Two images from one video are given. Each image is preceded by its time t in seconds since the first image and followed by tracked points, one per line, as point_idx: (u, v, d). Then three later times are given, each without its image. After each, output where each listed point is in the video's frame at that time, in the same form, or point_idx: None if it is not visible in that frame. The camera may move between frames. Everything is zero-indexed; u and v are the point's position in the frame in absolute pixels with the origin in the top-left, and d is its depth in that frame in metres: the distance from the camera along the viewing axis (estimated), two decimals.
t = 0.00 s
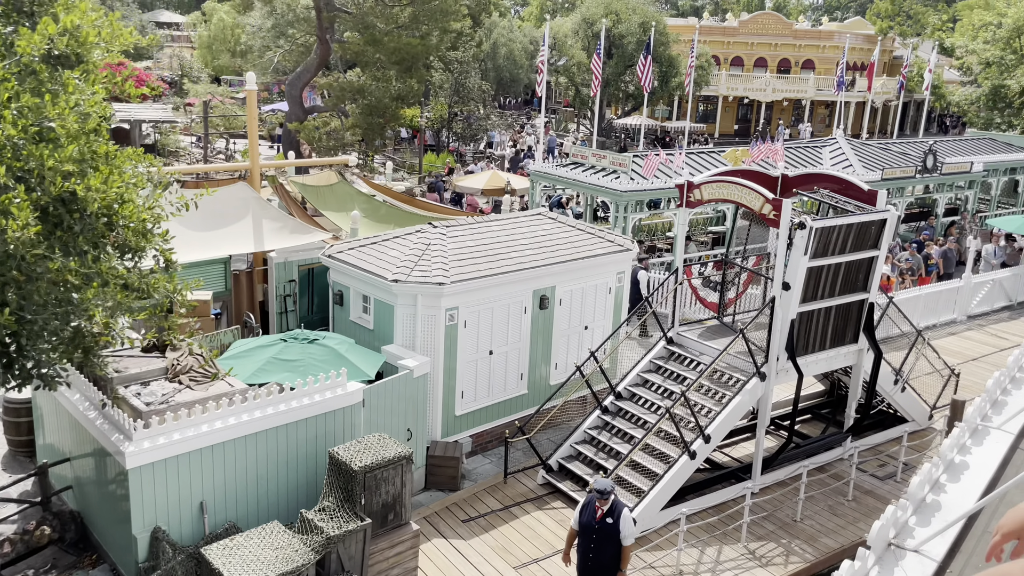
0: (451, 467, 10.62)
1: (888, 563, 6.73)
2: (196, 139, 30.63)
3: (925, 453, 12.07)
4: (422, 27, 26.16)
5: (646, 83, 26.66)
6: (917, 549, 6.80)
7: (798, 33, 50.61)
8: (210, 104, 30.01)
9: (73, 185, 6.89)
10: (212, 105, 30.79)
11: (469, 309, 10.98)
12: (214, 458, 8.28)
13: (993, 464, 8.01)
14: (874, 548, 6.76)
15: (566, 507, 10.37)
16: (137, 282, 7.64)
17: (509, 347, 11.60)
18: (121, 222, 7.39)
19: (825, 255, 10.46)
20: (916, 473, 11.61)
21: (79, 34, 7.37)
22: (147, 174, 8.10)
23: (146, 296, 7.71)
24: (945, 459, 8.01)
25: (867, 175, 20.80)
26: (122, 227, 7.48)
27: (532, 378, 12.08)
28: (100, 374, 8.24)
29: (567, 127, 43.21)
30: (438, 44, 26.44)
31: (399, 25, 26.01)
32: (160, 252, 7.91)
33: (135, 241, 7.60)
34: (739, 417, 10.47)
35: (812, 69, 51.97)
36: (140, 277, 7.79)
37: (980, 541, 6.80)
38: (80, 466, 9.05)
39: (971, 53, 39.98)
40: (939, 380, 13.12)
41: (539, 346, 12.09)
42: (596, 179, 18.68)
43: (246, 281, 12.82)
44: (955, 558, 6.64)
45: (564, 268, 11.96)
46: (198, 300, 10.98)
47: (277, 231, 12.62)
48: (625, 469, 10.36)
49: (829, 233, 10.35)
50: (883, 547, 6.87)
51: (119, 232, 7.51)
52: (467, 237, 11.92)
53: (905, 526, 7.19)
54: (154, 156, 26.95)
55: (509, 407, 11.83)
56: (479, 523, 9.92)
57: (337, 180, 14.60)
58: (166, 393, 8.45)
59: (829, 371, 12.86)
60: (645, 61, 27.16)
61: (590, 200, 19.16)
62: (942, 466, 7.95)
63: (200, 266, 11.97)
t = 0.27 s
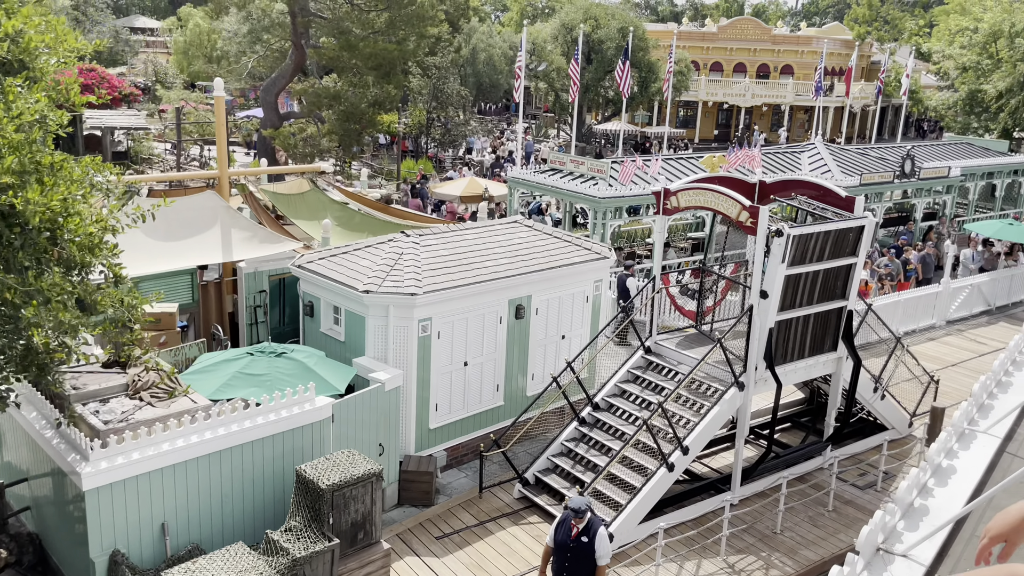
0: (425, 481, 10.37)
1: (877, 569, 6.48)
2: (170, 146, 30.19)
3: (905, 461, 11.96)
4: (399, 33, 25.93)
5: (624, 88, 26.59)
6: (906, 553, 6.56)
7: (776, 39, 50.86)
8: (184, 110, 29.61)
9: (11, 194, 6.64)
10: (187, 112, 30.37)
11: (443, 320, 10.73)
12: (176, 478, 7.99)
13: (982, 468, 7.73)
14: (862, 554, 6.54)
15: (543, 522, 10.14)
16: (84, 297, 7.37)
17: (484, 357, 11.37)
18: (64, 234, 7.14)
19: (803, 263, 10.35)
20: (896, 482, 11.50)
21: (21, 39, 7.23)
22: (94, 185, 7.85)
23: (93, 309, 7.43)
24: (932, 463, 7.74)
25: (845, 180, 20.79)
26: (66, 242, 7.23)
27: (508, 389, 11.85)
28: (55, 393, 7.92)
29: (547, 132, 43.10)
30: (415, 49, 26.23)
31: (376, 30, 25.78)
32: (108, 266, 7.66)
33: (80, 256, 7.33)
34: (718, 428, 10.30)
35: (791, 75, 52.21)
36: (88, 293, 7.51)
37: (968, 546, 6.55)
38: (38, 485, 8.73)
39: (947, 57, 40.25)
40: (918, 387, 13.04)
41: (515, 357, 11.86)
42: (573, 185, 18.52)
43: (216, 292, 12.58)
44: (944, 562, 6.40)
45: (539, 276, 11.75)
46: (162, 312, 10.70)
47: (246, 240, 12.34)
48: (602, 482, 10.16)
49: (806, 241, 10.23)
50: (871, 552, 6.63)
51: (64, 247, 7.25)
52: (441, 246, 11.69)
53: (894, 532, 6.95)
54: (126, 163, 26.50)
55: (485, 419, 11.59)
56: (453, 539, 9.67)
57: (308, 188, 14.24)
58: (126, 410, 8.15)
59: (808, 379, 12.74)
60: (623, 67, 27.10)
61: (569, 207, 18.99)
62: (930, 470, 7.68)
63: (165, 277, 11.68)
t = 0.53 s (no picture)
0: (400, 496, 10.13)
1: (863, 572, 6.34)
2: (145, 153, 29.78)
3: (884, 469, 11.87)
4: (377, 39, 25.72)
5: (603, 95, 26.54)
6: (892, 556, 6.43)
7: (755, 45, 51.11)
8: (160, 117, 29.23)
9: None
10: (162, 118, 29.98)
11: (417, 331, 10.50)
12: (138, 497, 7.73)
13: (968, 471, 7.49)
14: (849, 557, 6.42)
15: (519, 536, 9.94)
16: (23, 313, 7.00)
17: (460, 368, 11.14)
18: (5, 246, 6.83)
19: (780, 271, 10.26)
20: (875, 491, 11.40)
21: None
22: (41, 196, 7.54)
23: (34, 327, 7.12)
24: (917, 466, 7.54)
25: (823, 186, 20.80)
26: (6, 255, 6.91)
27: (484, 401, 11.64)
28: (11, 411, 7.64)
29: (528, 139, 43.01)
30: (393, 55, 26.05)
31: (353, 36, 25.62)
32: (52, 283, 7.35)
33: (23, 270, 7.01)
34: (695, 438, 10.16)
35: (770, 81, 52.48)
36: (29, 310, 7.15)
37: (955, 550, 6.36)
38: None
39: (924, 64, 40.59)
40: (897, 394, 12.99)
41: (491, 367, 11.65)
42: (553, 192, 18.39)
43: (185, 303, 12.28)
44: (929, 564, 6.28)
45: (516, 285, 11.56)
46: (127, 325, 10.45)
47: (216, 250, 12.06)
48: (579, 494, 9.98)
49: (783, 248, 10.16)
50: (858, 556, 6.49)
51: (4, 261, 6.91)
52: (415, 255, 11.48)
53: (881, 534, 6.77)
54: (99, 171, 26.09)
55: (461, 431, 11.37)
56: (427, 555, 9.45)
57: (280, 197, 13.89)
58: (85, 428, 7.88)
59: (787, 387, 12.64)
60: (602, 73, 27.04)
61: (549, 215, 18.88)
62: (915, 473, 7.48)
63: (131, 289, 11.40)
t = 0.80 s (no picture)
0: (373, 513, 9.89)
1: None
2: (120, 161, 29.36)
3: (865, 479, 11.76)
4: (355, 45, 25.51)
5: (582, 102, 26.46)
6: (878, 561, 6.29)
7: (735, 52, 51.31)
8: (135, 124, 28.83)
9: None
10: (138, 126, 29.59)
11: (391, 343, 10.25)
12: (96, 519, 7.44)
13: (952, 474, 7.44)
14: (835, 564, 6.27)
15: (495, 553, 9.72)
16: None
17: (436, 380, 10.90)
18: None
19: (758, 280, 10.14)
20: (857, 501, 11.29)
21: None
22: None
23: None
24: (902, 471, 7.46)
25: (802, 192, 20.79)
26: None
27: (461, 413, 11.40)
28: None
29: (510, 145, 42.89)
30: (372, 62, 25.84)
31: (330, 43, 25.42)
32: None
33: None
34: (674, 451, 9.98)
35: (750, 87, 52.72)
36: None
37: (941, 553, 6.28)
38: None
39: (902, 70, 40.88)
40: (878, 402, 12.89)
41: (468, 379, 11.40)
42: (532, 200, 18.24)
43: (153, 315, 11.99)
44: (916, 570, 6.12)
45: (493, 295, 11.33)
46: (91, 339, 10.13)
47: (185, 261, 11.75)
48: (557, 509, 9.77)
49: (762, 256, 10.04)
50: (843, 562, 6.36)
51: None
52: (389, 265, 11.23)
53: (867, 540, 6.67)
54: (72, 179, 25.67)
55: (437, 444, 11.12)
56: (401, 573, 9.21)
57: (253, 206, 13.65)
58: (42, 448, 7.66)
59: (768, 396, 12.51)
60: (581, 79, 26.96)
61: (528, 223, 18.75)
62: (901, 478, 7.40)
63: (96, 301, 11.06)
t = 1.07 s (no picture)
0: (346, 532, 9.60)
1: None
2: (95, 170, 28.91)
3: (848, 491, 11.61)
4: (333, 52, 25.28)
5: (562, 109, 26.35)
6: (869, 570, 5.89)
7: (716, 59, 51.48)
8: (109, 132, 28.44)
9: None
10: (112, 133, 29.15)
11: (363, 357, 9.99)
12: (53, 544, 7.11)
13: (940, 482, 7.09)
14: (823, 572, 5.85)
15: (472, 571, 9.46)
16: None
17: (410, 395, 10.64)
18: None
19: (737, 290, 9.97)
20: (839, 513, 11.13)
21: None
22: None
23: None
24: (891, 477, 7.08)
25: (783, 199, 20.73)
26: None
27: (437, 427, 11.14)
28: None
29: (491, 153, 42.75)
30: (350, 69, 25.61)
31: (307, 50, 25.18)
32: None
33: None
34: (654, 465, 9.78)
35: (731, 94, 52.91)
36: None
37: (931, 562, 5.90)
38: None
39: (881, 77, 41.14)
40: (860, 412, 12.76)
41: (444, 393, 11.14)
42: (511, 208, 18.04)
43: (120, 329, 11.52)
44: None
45: (469, 306, 11.09)
46: (53, 354, 9.80)
47: (152, 272, 11.50)
48: (534, 526, 9.53)
49: (741, 266, 9.88)
50: (832, 569, 5.94)
51: None
52: (363, 277, 10.98)
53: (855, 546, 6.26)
54: (45, 188, 25.20)
55: (412, 459, 10.87)
56: None
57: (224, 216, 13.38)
58: None
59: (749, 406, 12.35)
60: (561, 86, 26.85)
61: (508, 232, 18.53)
62: (889, 484, 7.02)
63: (58, 314, 10.79)
